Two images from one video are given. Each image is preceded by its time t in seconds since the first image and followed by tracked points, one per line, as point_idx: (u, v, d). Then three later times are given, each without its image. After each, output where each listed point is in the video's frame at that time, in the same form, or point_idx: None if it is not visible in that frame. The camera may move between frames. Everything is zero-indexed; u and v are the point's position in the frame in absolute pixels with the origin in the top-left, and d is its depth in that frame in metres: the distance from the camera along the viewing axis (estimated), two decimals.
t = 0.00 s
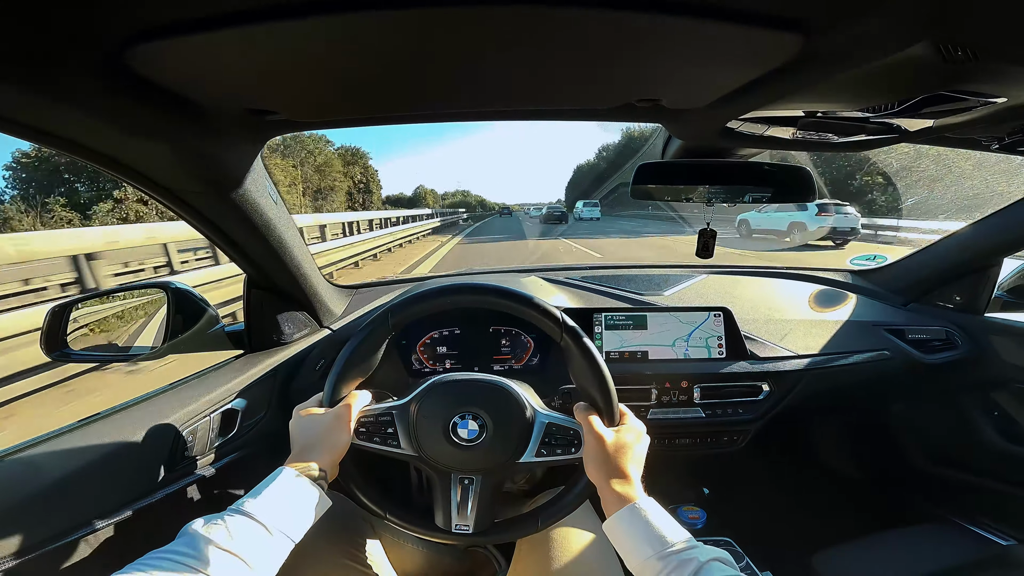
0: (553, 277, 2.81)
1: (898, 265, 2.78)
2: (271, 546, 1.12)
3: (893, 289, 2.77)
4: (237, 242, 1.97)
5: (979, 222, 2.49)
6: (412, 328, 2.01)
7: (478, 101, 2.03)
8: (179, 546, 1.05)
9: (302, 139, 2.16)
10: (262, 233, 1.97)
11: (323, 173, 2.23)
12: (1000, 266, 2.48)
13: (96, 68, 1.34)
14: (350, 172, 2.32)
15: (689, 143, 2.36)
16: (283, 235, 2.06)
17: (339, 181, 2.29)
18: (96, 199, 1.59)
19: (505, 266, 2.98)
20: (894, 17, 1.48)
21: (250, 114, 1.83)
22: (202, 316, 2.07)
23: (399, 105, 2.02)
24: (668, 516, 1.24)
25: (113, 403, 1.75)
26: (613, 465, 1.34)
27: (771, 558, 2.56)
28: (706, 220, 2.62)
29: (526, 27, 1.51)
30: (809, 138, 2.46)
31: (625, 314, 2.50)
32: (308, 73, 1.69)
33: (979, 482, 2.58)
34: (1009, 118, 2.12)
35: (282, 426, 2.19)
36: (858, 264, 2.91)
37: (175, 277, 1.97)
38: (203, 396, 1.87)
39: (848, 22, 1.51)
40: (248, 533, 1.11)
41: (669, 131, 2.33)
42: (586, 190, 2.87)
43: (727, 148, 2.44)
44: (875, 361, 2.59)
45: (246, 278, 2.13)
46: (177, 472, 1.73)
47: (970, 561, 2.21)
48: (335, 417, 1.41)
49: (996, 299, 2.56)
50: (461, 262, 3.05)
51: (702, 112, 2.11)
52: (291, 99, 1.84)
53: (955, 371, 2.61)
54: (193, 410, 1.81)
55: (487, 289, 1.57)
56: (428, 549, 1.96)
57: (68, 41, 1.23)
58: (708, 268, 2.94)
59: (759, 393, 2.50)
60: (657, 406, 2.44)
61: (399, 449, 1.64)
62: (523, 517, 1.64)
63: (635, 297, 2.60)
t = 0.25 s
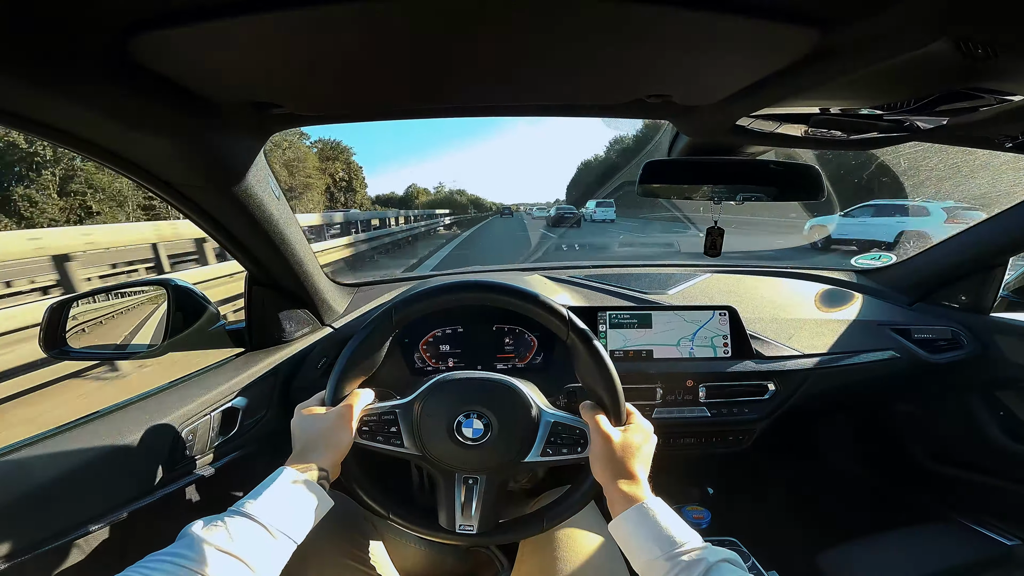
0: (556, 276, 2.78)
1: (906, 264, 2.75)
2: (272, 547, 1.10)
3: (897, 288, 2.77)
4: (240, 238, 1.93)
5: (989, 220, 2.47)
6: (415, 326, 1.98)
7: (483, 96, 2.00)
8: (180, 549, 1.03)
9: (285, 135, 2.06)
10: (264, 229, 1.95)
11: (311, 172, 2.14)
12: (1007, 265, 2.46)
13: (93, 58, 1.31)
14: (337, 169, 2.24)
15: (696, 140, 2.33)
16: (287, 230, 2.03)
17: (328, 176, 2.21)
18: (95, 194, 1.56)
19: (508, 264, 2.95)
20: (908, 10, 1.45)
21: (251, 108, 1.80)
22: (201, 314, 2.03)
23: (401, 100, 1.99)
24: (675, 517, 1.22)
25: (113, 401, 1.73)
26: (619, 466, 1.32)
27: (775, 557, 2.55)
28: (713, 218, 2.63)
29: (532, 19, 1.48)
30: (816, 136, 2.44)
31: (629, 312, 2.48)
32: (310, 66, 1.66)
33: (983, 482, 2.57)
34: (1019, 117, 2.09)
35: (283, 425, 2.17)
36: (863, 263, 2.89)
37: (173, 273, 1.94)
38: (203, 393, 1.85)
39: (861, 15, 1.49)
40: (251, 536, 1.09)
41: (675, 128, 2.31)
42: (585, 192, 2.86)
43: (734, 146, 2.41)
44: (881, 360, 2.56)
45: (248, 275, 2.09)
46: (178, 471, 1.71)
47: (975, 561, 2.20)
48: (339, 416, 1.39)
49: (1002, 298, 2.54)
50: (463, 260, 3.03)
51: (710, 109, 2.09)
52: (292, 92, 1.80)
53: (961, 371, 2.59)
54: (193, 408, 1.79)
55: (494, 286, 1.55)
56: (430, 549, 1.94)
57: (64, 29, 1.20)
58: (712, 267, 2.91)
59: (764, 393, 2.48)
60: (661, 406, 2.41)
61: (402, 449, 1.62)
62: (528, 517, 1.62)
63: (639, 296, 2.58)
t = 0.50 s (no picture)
0: (550, 278, 2.80)
1: (897, 265, 2.76)
2: (263, 547, 1.12)
3: (890, 289, 2.76)
4: (235, 244, 1.92)
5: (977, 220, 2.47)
6: (408, 328, 1.98)
7: (471, 100, 2.03)
8: (170, 547, 1.05)
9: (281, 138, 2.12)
10: (258, 233, 1.98)
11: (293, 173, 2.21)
12: (999, 264, 2.46)
13: (85, 62, 1.33)
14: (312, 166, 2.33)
15: (686, 142, 2.35)
16: (278, 234, 2.06)
17: (302, 171, 2.29)
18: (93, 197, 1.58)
19: (503, 267, 2.97)
20: (889, 9, 1.47)
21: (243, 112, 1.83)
22: (198, 319, 1.91)
23: (390, 104, 2.02)
24: (661, 516, 1.24)
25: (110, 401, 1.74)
26: (608, 467, 1.34)
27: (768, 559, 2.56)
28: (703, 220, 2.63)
29: (517, 22, 1.50)
30: (803, 137, 2.46)
31: (621, 314, 2.49)
32: (299, 70, 1.69)
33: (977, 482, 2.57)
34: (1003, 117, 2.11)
35: (276, 427, 2.18)
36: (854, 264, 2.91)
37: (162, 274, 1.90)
38: (199, 395, 1.87)
39: (843, 16, 1.50)
40: (242, 535, 1.11)
41: (663, 131, 2.33)
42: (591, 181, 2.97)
43: (722, 148, 2.43)
44: (873, 361, 2.58)
45: (242, 279, 2.05)
46: (172, 471, 1.73)
47: (969, 561, 2.19)
48: (328, 417, 1.41)
49: (994, 297, 2.57)
50: (459, 263, 3.05)
51: (696, 111, 2.11)
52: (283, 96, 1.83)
53: (952, 371, 2.61)
54: (187, 410, 1.81)
55: (479, 287, 1.57)
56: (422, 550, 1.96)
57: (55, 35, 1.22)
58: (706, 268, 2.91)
59: (756, 393, 2.47)
60: (654, 406, 2.41)
61: (393, 449, 1.65)
62: (517, 516, 1.64)
63: (631, 298, 2.59)
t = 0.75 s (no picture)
0: (551, 279, 2.80)
1: (898, 268, 2.75)
2: (261, 545, 1.12)
3: (889, 292, 2.77)
4: (236, 245, 1.93)
5: (976, 224, 2.46)
6: (409, 330, 1.98)
7: (473, 102, 2.04)
8: (170, 546, 1.05)
9: (279, 140, 2.13)
10: (260, 233, 1.98)
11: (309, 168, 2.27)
12: (1000, 267, 2.46)
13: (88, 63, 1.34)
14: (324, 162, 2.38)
15: (687, 144, 2.34)
16: (281, 234, 2.07)
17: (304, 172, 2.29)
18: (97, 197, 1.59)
19: (504, 268, 2.97)
20: (890, 12, 1.47)
21: (246, 113, 1.83)
22: (201, 320, 1.91)
23: (393, 105, 2.02)
24: (658, 519, 1.24)
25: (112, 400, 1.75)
26: (606, 470, 1.35)
27: (767, 560, 2.56)
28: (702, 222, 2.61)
29: (519, 23, 1.50)
30: (804, 140, 2.47)
31: (621, 316, 2.49)
32: (302, 72, 1.70)
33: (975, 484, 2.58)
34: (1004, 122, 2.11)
35: (277, 427, 2.19)
36: (855, 266, 2.90)
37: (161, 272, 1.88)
38: (200, 395, 1.87)
39: (843, 19, 1.50)
40: (241, 533, 1.11)
41: (664, 133, 2.33)
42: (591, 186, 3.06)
43: (723, 151, 2.44)
44: (874, 363, 2.57)
45: (243, 281, 2.06)
46: (173, 470, 1.74)
47: (966, 564, 2.20)
48: (329, 415, 1.41)
49: (994, 301, 2.56)
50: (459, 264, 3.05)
51: (697, 114, 2.11)
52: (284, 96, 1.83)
53: (953, 374, 2.61)
54: (189, 409, 1.82)
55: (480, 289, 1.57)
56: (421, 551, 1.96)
57: (56, 35, 1.22)
58: (706, 270, 2.93)
59: (756, 395, 2.47)
60: (653, 408, 2.41)
61: (392, 450, 1.65)
62: (515, 518, 1.64)
63: (632, 299, 2.60)
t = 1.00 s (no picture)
0: (553, 276, 2.80)
1: (902, 264, 2.77)
2: (264, 541, 1.12)
3: (892, 289, 2.78)
4: (238, 242, 1.94)
5: (980, 220, 2.47)
6: (410, 327, 1.99)
7: (474, 100, 2.03)
8: (172, 540, 1.04)
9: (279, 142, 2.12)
10: (262, 231, 1.98)
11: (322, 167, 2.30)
12: (1002, 264, 2.46)
13: (87, 61, 1.34)
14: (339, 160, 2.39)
15: (688, 141, 2.34)
16: (284, 232, 2.07)
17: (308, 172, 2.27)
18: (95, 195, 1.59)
19: (505, 266, 2.97)
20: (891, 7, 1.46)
21: (247, 111, 1.83)
22: (202, 318, 1.90)
23: (394, 103, 2.02)
24: (661, 518, 1.24)
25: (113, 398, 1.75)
26: (608, 468, 1.35)
27: (768, 559, 2.56)
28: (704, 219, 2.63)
29: (518, 20, 1.49)
30: (807, 136, 2.46)
31: (623, 313, 2.49)
32: (303, 69, 1.70)
33: (978, 482, 2.57)
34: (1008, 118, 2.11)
35: (279, 425, 2.19)
36: (858, 264, 2.90)
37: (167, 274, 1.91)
38: (202, 392, 1.88)
39: (846, 15, 1.49)
40: (242, 528, 1.10)
41: (666, 129, 2.33)
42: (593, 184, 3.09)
43: (725, 148, 2.43)
44: (878, 361, 2.56)
45: (246, 278, 2.08)
46: (175, 468, 1.74)
47: (969, 562, 2.19)
48: (331, 411, 1.42)
49: (998, 299, 2.55)
50: (461, 262, 3.05)
51: (699, 110, 2.11)
52: (284, 94, 1.83)
53: (956, 372, 2.60)
54: (191, 407, 1.82)
55: (482, 286, 1.57)
56: (421, 548, 1.96)
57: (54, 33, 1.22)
58: (708, 267, 2.92)
59: (759, 393, 2.47)
60: (656, 405, 2.40)
61: (394, 446, 1.65)
62: (516, 515, 1.64)
63: (633, 297, 2.59)
